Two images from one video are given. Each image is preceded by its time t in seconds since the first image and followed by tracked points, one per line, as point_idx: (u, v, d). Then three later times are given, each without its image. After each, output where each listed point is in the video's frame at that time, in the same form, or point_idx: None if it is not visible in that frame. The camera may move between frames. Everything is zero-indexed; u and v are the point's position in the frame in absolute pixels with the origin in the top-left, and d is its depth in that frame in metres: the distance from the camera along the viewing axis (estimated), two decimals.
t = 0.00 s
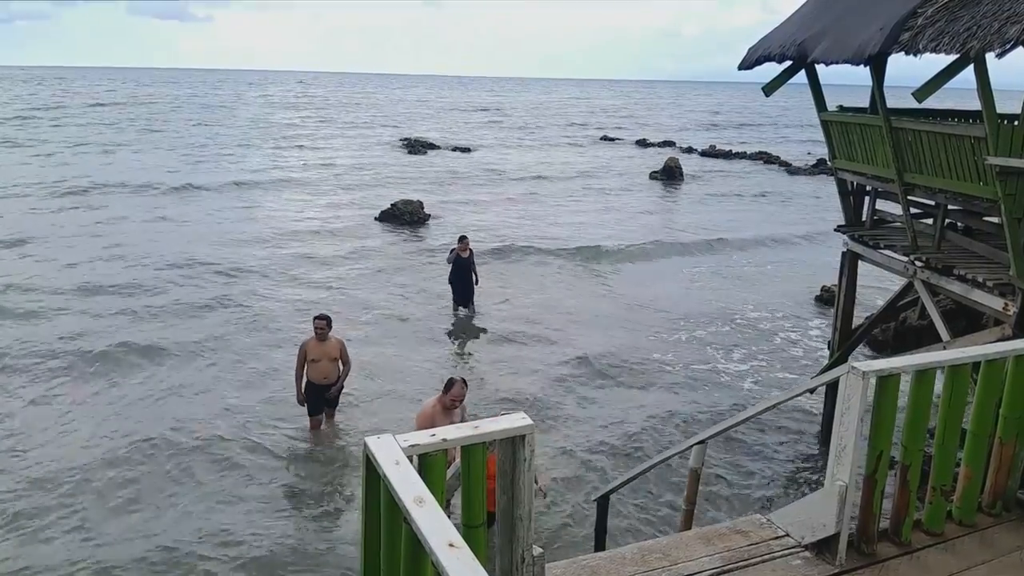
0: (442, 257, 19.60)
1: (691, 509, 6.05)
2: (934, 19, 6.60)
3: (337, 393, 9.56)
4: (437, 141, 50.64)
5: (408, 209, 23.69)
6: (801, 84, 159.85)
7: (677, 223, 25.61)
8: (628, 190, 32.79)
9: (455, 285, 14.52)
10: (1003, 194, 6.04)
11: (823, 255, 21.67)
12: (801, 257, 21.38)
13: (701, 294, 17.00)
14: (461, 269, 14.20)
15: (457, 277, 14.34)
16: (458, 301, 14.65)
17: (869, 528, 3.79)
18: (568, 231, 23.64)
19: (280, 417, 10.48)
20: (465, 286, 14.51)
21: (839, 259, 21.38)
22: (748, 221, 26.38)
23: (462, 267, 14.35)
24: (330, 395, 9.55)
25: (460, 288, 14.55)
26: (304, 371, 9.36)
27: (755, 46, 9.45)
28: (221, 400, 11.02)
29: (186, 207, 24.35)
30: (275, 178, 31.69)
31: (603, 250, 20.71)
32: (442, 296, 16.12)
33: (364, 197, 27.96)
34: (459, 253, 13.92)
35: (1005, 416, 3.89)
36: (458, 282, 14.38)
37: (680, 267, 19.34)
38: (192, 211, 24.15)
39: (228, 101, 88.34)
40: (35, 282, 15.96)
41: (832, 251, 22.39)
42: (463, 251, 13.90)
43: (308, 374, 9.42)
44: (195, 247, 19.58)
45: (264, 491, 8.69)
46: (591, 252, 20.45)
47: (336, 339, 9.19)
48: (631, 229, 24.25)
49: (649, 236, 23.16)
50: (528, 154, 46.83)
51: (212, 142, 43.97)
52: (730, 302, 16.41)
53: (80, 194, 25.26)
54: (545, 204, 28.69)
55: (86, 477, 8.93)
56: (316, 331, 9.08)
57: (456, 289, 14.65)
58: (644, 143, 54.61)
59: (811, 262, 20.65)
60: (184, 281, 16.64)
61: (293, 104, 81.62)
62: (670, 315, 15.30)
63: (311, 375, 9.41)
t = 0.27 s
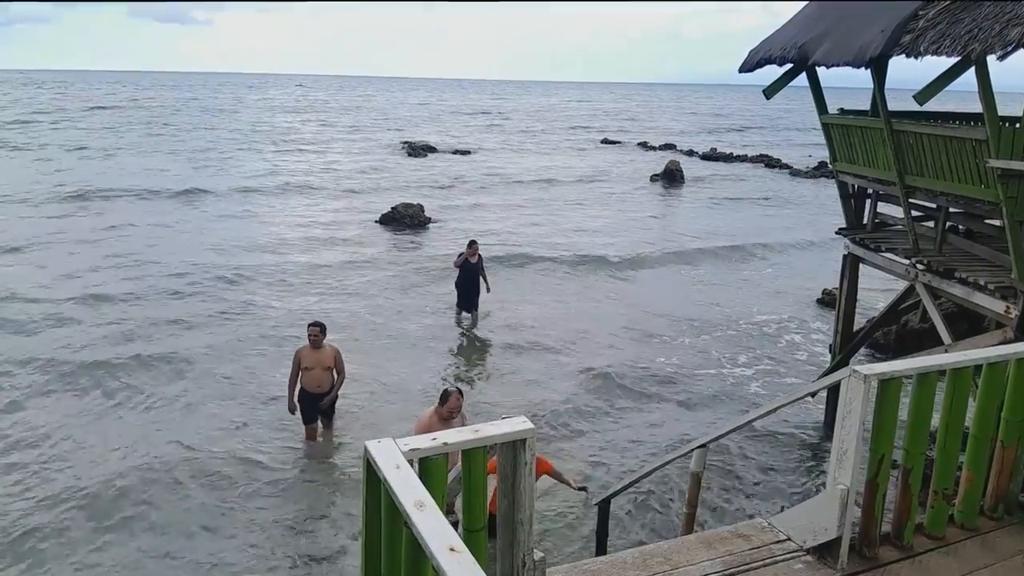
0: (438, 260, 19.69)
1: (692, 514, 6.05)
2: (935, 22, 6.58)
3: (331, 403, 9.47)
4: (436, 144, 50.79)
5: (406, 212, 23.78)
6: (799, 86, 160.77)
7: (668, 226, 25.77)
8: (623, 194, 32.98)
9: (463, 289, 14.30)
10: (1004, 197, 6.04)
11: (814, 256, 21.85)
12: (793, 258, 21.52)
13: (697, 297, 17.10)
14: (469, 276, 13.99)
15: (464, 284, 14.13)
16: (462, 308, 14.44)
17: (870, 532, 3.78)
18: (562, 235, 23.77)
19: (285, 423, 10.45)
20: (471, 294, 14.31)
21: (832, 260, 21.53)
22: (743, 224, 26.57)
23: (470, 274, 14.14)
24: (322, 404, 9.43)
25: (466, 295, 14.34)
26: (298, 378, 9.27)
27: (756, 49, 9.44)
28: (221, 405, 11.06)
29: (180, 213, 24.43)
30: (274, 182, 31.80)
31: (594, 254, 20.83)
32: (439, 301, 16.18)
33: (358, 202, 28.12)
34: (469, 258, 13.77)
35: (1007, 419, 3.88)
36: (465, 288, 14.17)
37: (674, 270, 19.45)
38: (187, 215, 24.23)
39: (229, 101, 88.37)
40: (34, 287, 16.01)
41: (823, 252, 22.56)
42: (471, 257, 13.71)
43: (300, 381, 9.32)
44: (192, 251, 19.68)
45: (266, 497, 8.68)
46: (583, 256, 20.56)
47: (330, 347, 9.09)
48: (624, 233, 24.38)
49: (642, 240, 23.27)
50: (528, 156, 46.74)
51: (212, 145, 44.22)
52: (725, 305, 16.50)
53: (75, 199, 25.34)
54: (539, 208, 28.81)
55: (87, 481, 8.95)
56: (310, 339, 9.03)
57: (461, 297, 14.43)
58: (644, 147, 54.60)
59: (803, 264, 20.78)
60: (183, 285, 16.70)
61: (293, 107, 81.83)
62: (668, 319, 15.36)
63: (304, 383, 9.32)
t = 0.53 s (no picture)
0: (437, 270, 19.71)
1: (694, 523, 6.01)
2: (934, 29, 6.60)
3: (324, 415, 9.41)
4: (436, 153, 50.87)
5: (408, 221, 23.81)
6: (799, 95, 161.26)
7: (666, 234, 25.78)
8: (624, 202, 33.02)
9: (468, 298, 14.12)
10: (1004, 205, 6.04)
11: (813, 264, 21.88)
12: (792, 266, 21.54)
13: (696, 305, 17.10)
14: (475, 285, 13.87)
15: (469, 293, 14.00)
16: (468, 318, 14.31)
17: (874, 540, 3.77)
18: (562, 243, 23.79)
19: (287, 433, 10.44)
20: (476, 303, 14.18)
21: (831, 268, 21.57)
22: (743, 232, 26.60)
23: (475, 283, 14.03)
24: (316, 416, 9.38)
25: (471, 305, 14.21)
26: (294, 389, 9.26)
27: (756, 58, 9.46)
28: (222, 416, 11.05)
29: (179, 223, 24.44)
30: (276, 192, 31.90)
31: (593, 263, 20.86)
32: (439, 310, 16.18)
33: (358, 212, 28.15)
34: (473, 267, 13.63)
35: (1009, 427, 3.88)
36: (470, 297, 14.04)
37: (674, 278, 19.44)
38: (186, 225, 24.23)
39: (230, 112, 88.61)
40: (34, 298, 15.98)
41: (822, 259, 22.60)
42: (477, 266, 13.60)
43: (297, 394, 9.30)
44: (190, 261, 19.68)
45: (268, 506, 8.66)
46: (582, 265, 20.58)
47: (327, 359, 9.13)
48: (623, 241, 24.40)
49: (641, 248, 23.29)
50: (529, 165, 46.86)
51: (211, 155, 44.29)
52: (725, 313, 16.50)
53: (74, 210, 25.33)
54: (539, 217, 28.84)
55: (88, 493, 8.93)
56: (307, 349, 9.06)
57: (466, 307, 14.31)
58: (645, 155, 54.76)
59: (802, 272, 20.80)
60: (183, 295, 16.69)
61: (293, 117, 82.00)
62: (668, 327, 15.35)
63: (300, 395, 9.30)
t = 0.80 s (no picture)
0: (438, 278, 19.71)
1: (697, 531, 5.98)
2: (934, 37, 6.61)
3: (323, 425, 9.38)
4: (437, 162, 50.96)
5: (409, 229, 23.81)
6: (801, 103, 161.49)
7: (667, 242, 25.76)
8: (625, 210, 33.01)
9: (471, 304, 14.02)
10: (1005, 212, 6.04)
11: (814, 270, 21.84)
12: (794, 273, 21.49)
13: (697, 313, 17.06)
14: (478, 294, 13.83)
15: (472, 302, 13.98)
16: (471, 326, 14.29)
17: (877, 548, 3.75)
18: (562, 251, 23.78)
19: (288, 443, 10.43)
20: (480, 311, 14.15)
21: (832, 274, 21.54)
22: (744, 239, 26.57)
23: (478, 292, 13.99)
24: (315, 424, 9.36)
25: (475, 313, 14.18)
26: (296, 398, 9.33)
27: (756, 66, 9.49)
28: (223, 426, 11.03)
29: (180, 232, 24.47)
30: (278, 201, 31.99)
31: (593, 272, 20.85)
32: (440, 319, 16.18)
33: (359, 220, 28.17)
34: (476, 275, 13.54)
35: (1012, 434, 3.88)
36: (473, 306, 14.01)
37: (675, 284, 19.42)
38: (187, 234, 24.25)
39: (233, 121, 88.66)
40: (35, 309, 15.98)
41: (823, 266, 22.58)
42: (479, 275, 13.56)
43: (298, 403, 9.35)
44: (191, 270, 19.68)
45: (268, 516, 8.64)
46: (582, 273, 20.57)
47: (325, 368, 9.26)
48: (624, 248, 24.38)
49: (641, 256, 23.27)
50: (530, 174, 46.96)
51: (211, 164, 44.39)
52: (726, 320, 16.47)
53: (75, 219, 25.35)
54: (540, 225, 28.84)
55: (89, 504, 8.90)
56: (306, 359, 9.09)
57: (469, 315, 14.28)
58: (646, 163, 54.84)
59: (803, 279, 20.76)
60: (184, 305, 16.68)
61: (294, 126, 82.20)
62: (670, 335, 15.33)
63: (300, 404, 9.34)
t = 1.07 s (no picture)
0: (439, 279, 19.72)
1: (698, 533, 5.97)
2: (936, 38, 6.61)
3: (326, 430, 9.29)
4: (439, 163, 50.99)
5: (411, 230, 23.81)
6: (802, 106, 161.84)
7: (668, 243, 25.75)
8: (627, 212, 33.00)
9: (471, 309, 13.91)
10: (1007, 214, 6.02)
11: (816, 272, 21.85)
12: (795, 274, 21.48)
13: (698, 314, 17.06)
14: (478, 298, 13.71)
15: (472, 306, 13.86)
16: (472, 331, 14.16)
17: (878, 549, 3.75)
18: (564, 252, 23.77)
19: (289, 445, 10.43)
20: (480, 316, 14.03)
21: (834, 276, 21.53)
22: (746, 240, 26.57)
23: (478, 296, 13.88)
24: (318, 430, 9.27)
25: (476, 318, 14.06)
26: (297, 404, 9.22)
27: (757, 67, 9.48)
28: (224, 427, 11.03)
29: (181, 233, 24.49)
30: (279, 203, 32.04)
31: (595, 273, 20.85)
32: (440, 320, 16.19)
33: (360, 222, 28.18)
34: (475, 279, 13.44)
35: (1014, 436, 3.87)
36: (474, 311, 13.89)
37: (678, 287, 19.43)
38: (188, 235, 24.27)
39: (235, 122, 88.72)
40: (36, 309, 15.98)
41: (824, 268, 22.57)
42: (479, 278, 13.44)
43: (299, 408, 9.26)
44: (193, 271, 19.69)
45: (271, 521, 8.65)
46: (583, 275, 20.57)
47: (326, 371, 9.07)
48: (625, 250, 24.36)
49: (643, 257, 23.25)
50: (530, 175, 47.01)
51: (212, 165, 44.43)
52: (728, 322, 16.46)
53: (76, 220, 25.37)
54: (541, 227, 28.85)
55: (91, 507, 8.92)
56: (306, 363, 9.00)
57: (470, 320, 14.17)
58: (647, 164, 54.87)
59: (804, 281, 20.76)
60: (185, 305, 16.69)
61: (296, 128, 82.30)
62: (671, 336, 15.31)
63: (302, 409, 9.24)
